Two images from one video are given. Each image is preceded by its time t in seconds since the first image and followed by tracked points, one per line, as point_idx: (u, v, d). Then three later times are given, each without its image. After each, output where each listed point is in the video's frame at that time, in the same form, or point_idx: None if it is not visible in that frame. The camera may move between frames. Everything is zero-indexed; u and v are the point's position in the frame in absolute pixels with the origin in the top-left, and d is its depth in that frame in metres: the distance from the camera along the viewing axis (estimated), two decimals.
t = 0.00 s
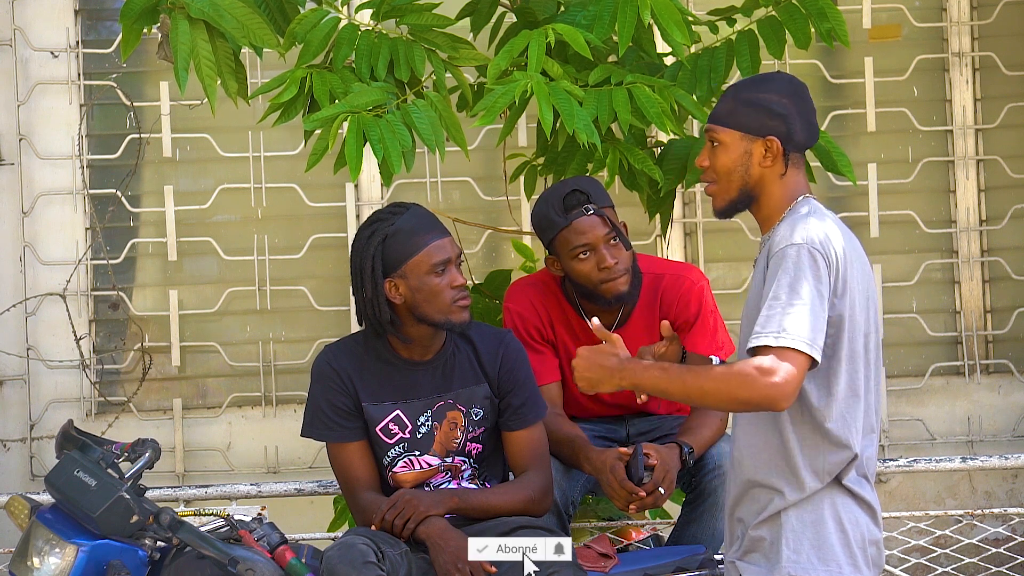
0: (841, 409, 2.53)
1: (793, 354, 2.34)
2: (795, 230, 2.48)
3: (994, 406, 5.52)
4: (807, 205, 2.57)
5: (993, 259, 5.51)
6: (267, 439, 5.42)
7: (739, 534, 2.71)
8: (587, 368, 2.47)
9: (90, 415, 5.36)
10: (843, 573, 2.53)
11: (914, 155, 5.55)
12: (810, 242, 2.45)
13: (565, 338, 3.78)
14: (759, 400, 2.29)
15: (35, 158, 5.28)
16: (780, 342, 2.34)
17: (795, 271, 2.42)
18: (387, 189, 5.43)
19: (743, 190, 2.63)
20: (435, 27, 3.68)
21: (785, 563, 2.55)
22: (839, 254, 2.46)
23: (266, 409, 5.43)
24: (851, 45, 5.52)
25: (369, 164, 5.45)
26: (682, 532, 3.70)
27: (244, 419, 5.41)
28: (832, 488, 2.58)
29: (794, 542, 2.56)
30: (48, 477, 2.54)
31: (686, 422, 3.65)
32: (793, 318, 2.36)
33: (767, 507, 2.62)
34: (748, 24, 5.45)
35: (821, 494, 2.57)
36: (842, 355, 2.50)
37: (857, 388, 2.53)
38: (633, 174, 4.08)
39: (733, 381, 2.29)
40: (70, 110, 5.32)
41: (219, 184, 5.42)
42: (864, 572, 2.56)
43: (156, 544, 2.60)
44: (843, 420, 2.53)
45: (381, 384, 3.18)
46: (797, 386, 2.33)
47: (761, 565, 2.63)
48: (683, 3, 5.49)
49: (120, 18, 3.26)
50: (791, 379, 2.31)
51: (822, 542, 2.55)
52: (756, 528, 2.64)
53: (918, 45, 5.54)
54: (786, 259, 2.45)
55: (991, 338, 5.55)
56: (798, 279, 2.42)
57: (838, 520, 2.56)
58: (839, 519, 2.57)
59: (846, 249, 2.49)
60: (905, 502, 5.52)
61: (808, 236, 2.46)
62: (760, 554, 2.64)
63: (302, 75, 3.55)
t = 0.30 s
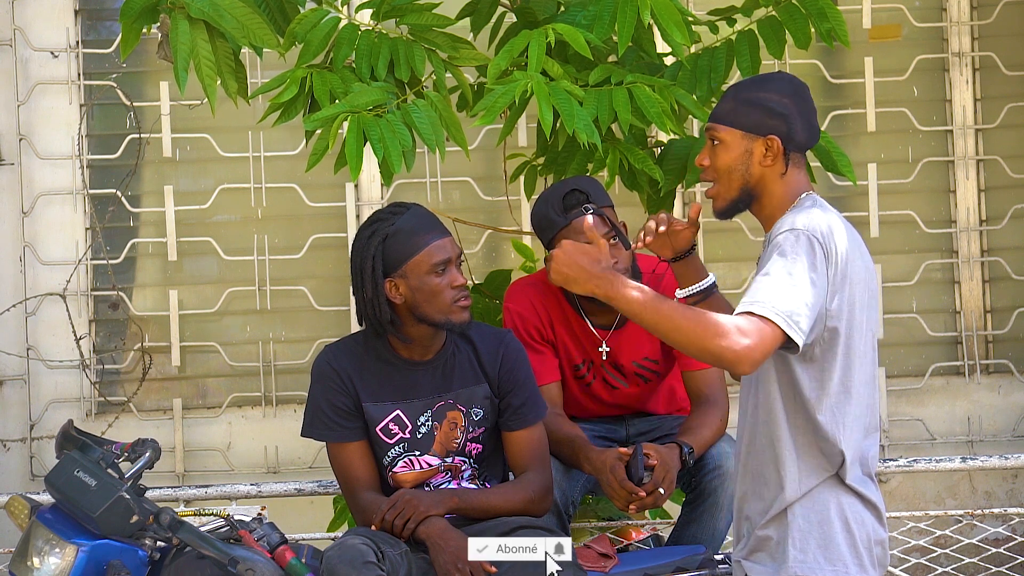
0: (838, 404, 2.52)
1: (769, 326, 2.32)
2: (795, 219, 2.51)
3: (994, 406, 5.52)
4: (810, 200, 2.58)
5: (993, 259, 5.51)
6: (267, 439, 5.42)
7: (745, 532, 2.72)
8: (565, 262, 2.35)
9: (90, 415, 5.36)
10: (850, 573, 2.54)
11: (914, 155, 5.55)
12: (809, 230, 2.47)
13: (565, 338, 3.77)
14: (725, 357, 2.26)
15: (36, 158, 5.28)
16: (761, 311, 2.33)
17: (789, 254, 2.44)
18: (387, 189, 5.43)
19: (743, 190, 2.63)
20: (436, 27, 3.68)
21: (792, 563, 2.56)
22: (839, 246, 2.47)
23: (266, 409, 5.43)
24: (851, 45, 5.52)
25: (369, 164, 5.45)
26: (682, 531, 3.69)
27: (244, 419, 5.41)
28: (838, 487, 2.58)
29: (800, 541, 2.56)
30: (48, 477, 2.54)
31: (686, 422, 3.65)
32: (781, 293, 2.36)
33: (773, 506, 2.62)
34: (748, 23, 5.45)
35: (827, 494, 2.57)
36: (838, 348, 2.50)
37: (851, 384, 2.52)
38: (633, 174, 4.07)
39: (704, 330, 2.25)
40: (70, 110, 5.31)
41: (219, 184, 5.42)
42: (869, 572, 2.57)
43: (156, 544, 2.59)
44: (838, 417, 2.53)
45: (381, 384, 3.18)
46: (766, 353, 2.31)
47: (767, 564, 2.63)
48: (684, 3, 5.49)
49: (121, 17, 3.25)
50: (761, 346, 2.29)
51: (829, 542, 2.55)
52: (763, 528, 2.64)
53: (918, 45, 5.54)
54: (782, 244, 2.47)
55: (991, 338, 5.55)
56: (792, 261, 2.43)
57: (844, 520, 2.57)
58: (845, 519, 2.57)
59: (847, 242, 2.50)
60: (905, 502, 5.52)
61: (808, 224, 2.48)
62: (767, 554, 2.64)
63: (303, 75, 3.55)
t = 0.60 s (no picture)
0: (836, 406, 2.53)
1: (771, 338, 2.33)
2: (794, 222, 2.50)
3: (994, 406, 5.52)
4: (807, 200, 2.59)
5: (993, 259, 5.51)
6: (267, 439, 5.42)
7: (743, 533, 2.72)
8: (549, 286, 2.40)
9: (90, 415, 5.36)
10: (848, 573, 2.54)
11: (914, 155, 5.55)
12: (809, 233, 2.46)
13: (565, 338, 3.77)
14: (727, 370, 2.28)
15: (35, 158, 5.28)
16: (762, 321, 2.34)
17: (789, 259, 2.43)
18: (387, 189, 5.43)
19: (741, 188, 2.62)
20: (436, 27, 3.68)
21: (791, 564, 2.56)
22: (837, 249, 2.47)
23: (266, 409, 5.43)
24: (851, 45, 5.52)
25: (369, 164, 5.45)
26: (682, 532, 3.69)
27: (244, 419, 5.41)
28: (836, 488, 2.58)
29: (799, 543, 2.57)
30: (48, 477, 2.54)
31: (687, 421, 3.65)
32: (781, 302, 2.36)
33: (771, 507, 2.62)
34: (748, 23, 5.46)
35: (826, 495, 2.57)
36: (838, 350, 2.49)
37: (851, 386, 2.52)
38: (633, 174, 4.07)
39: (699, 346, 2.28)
40: (70, 110, 5.31)
41: (219, 184, 5.42)
42: (867, 572, 2.58)
43: (156, 544, 2.59)
44: (837, 418, 2.53)
45: (380, 384, 3.18)
46: (766, 365, 2.32)
47: (765, 565, 2.64)
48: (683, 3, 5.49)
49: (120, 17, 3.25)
50: (762, 359, 2.30)
51: (828, 542, 2.56)
52: (761, 530, 2.64)
53: (918, 45, 5.54)
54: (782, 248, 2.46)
55: (991, 338, 5.55)
56: (792, 266, 2.42)
57: (843, 521, 2.57)
58: (843, 519, 2.57)
59: (846, 244, 2.50)
60: (905, 502, 5.52)
61: (808, 227, 2.47)
62: (765, 556, 2.64)
63: (302, 75, 3.55)
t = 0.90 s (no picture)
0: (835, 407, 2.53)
1: (768, 344, 2.30)
2: (792, 225, 2.49)
3: (994, 406, 5.52)
4: (803, 203, 2.58)
5: (993, 259, 5.51)
6: (267, 439, 5.42)
7: (739, 535, 2.71)
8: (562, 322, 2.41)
9: (90, 415, 5.36)
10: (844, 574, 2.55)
11: (914, 155, 5.55)
12: (805, 235, 2.46)
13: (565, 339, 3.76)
14: (728, 381, 2.24)
15: (35, 158, 5.28)
16: (758, 327, 2.32)
17: (788, 263, 2.42)
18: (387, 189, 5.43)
19: (736, 192, 2.64)
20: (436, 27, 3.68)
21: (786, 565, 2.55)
22: (834, 251, 2.47)
23: (266, 409, 5.43)
24: (851, 45, 5.52)
25: (369, 164, 5.45)
26: (682, 532, 3.69)
27: (244, 419, 5.41)
28: (832, 490, 2.58)
29: (794, 544, 2.56)
30: (48, 477, 2.54)
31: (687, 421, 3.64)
32: (777, 307, 2.34)
33: (767, 508, 2.62)
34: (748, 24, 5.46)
35: (822, 496, 2.57)
36: (838, 350, 2.50)
37: (853, 385, 2.53)
38: (633, 175, 4.07)
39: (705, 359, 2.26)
40: (70, 110, 5.31)
41: (219, 184, 5.42)
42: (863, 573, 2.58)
43: (156, 544, 2.59)
44: (841, 421, 2.54)
45: (381, 384, 3.18)
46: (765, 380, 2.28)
47: (761, 567, 2.63)
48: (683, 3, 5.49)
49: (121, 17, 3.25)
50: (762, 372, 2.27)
51: (823, 544, 2.55)
52: (756, 531, 2.64)
53: (918, 45, 5.54)
54: (779, 251, 2.46)
55: (991, 338, 5.55)
56: (791, 270, 2.41)
57: (838, 522, 2.57)
58: (839, 521, 2.57)
59: (843, 248, 2.50)
60: (905, 502, 5.52)
61: (805, 231, 2.47)
62: (760, 557, 2.64)
63: (303, 75, 3.55)
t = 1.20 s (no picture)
0: (833, 406, 2.52)
1: (750, 327, 2.35)
2: (787, 218, 2.52)
3: (994, 406, 5.52)
4: (801, 199, 2.59)
5: (993, 259, 5.51)
6: (267, 439, 5.42)
7: (738, 535, 2.71)
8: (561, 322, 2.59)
9: (90, 415, 5.36)
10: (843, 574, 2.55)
11: (914, 155, 5.55)
12: (793, 227, 2.48)
13: (565, 339, 3.76)
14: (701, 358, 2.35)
15: (35, 158, 5.28)
16: (740, 309, 2.36)
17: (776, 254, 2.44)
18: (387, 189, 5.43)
19: (731, 196, 2.64)
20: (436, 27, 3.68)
21: (786, 565, 2.55)
22: (823, 245, 2.48)
23: (266, 409, 5.43)
24: (851, 45, 5.52)
25: (369, 164, 5.45)
26: (682, 532, 3.70)
27: (244, 419, 5.41)
28: (830, 489, 2.58)
29: (794, 544, 2.56)
30: (48, 477, 2.53)
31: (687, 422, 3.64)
32: (761, 293, 2.38)
33: (765, 509, 2.62)
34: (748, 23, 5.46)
35: (821, 496, 2.58)
36: (833, 346, 2.49)
37: (847, 382, 2.53)
38: (634, 175, 4.07)
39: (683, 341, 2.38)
40: (70, 110, 5.31)
41: (219, 184, 5.42)
42: (862, 572, 2.58)
43: (156, 544, 2.59)
44: (836, 419, 2.53)
45: (385, 373, 3.17)
46: (743, 357, 2.34)
47: (760, 567, 2.63)
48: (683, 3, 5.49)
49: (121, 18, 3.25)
50: (737, 347, 2.33)
51: (823, 543, 2.56)
52: (756, 531, 2.64)
53: (918, 46, 5.54)
54: (768, 242, 2.48)
55: (991, 338, 5.55)
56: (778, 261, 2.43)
57: (837, 521, 2.57)
58: (837, 520, 2.57)
59: (835, 240, 2.51)
60: (905, 502, 5.52)
61: (794, 223, 2.49)
62: (759, 558, 2.64)
63: (303, 75, 3.55)
